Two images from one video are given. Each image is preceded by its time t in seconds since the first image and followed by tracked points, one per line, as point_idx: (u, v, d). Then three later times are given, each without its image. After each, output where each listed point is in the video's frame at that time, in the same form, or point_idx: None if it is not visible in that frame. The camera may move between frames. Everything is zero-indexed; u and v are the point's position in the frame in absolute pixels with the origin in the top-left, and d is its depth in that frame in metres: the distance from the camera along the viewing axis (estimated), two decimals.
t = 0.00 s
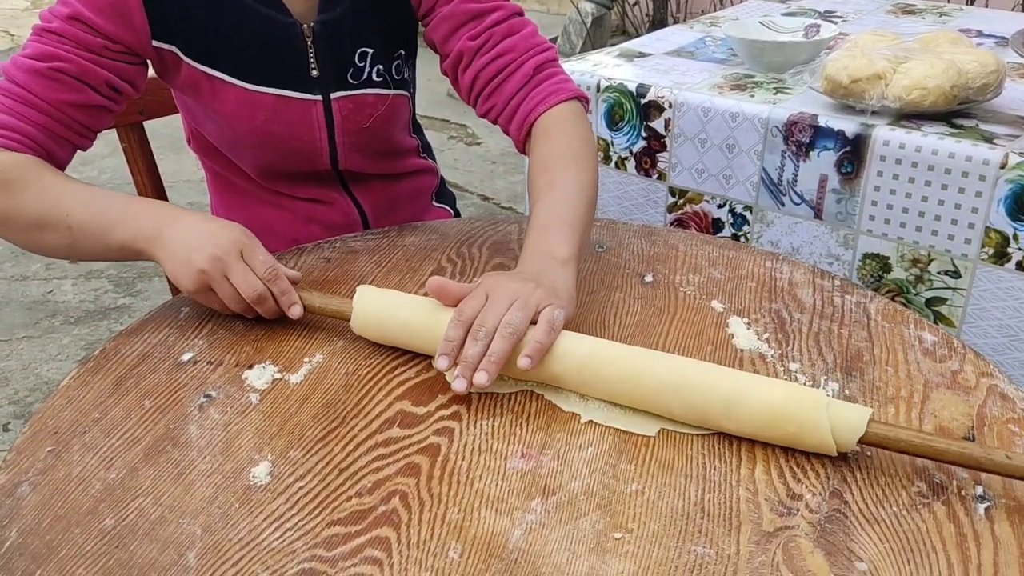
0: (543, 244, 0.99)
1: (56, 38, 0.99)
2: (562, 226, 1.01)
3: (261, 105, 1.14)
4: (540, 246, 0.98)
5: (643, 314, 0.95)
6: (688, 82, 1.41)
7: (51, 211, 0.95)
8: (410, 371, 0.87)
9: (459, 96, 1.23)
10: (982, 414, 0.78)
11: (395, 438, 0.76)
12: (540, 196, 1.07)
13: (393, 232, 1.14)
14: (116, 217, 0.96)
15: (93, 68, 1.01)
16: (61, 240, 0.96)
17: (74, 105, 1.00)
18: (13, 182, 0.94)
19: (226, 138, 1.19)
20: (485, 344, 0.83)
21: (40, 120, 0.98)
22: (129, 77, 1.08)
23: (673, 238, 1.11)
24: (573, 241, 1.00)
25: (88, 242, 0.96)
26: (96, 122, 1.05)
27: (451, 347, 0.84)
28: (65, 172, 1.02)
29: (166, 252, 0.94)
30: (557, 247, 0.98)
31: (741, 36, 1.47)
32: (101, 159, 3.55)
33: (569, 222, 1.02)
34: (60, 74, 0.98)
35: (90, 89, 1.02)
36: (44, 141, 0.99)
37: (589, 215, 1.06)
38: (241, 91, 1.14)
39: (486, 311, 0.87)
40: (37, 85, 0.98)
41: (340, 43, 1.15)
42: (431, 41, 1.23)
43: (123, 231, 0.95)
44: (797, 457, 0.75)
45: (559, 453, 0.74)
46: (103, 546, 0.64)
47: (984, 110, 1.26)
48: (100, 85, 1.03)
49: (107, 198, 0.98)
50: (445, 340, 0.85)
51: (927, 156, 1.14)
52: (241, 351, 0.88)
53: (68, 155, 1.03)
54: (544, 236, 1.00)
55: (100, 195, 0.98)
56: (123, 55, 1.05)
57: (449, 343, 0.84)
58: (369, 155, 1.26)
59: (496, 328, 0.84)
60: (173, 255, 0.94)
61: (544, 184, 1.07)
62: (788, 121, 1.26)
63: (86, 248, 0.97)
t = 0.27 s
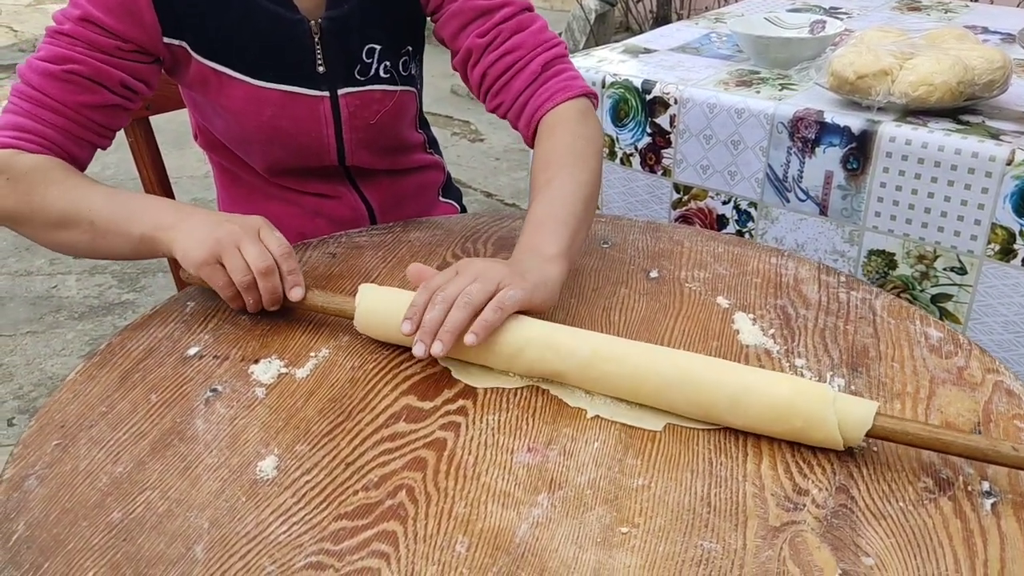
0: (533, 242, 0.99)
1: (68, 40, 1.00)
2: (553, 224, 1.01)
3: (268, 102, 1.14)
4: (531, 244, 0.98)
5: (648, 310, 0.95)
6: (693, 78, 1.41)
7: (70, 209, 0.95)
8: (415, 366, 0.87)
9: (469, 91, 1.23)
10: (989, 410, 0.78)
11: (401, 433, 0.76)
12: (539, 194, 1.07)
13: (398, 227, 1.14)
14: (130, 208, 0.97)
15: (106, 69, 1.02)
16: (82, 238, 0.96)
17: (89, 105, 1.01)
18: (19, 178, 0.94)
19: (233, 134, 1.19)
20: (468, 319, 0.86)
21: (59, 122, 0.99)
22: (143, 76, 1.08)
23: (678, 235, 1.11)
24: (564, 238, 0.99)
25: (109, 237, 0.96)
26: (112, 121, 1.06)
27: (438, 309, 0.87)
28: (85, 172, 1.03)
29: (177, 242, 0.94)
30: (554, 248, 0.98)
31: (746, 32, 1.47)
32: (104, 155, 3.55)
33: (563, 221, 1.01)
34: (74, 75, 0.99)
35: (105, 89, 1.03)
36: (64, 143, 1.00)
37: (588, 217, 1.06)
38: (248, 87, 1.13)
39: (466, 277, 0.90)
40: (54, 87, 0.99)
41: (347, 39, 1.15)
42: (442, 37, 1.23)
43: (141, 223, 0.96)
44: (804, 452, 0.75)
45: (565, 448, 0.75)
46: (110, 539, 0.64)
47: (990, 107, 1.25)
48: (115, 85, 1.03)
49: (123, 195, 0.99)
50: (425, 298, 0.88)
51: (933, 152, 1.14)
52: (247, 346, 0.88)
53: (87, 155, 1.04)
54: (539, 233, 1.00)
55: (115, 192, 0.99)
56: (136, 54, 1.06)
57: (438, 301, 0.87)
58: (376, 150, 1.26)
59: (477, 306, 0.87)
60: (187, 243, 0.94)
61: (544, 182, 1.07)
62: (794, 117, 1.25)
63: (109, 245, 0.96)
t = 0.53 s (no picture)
0: (512, 228, 0.98)
1: (71, 34, 1.00)
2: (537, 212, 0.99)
3: (269, 99, 1.14)
4: (510, 229, 0.98)
5: (651, 308, 0.95)
6: (695, 77, 1.41)
7: (74, 203, 0.95)
8: (418, 363, 0.87)
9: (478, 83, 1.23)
10: (992, 408, 0.79)
11: (405, 430, 0.76)
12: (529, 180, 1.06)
13: (401, 225, 1.14)
14: (134, 202, 0.97)
15: (109, 63, 1.02)
16: (85, 231, 0.96)
17: (93, 99, 1.01)
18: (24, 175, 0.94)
19: (234, 131, 1.19)
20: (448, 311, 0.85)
21: (62, 116, 0.99)
22: (146, 71, 1.09)
23: (681, 233, 1.12)
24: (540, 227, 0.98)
25: (111, 231, 0.96)
26: (115, 115, 1.06)
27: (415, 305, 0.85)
28: (89, 166, 1.03)
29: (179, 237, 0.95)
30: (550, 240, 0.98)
31: (748, 31, 1.47)
32: (106, 154, 3.55)
33: (542, 207, 1.00)
34: (78, 70, 0.99)
35: (107, 83, 1.03)
36: (67, 137, 1.00)
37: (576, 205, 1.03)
38: (249, 84, 1.13)
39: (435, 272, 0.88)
40: (58, 81, 0.99)
41: (348, 37, 1.14)
42: (446, 31, 1.23)
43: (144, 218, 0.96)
44: (806, 449, 0.75)
45: (569, 445, 0.75)
46: (116, 535, 0.64)
47: (991, 106, 1.25)
48: (118, 79, 1.04)
49: (127, 190, 0.99)
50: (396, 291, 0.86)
51: (934, 151, 1.14)
52: (252, 343, 0.89)
53: (91, 149, 1.04)
54: (517, 223, 0.98)
55: (120, 187, 0.99)
56: (139, 49, 1.06)
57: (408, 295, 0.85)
58: (376, 148, 1.26)
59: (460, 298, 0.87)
60: (190, 238, 0.94)
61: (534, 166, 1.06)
62: (796, 116, 1.25)
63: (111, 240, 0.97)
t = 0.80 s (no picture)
0: (512, 231, 0.97)
1: (73, 35, 0.99)
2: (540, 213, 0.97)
3: (270, 99, 1.14)
4: (511, 233, 0.97)
5: (652, 309, 0.95)
6: (695, 77, 1.41)
7: (69, 206, 0.94)
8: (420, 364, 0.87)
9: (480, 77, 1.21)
10: (992, 409, 0.79)
11: (405, 431, 0.77)
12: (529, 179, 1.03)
13: (401, 226, 1.15)
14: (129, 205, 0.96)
15: (111, 64, 1.01)
16: (82, 236, 0.95)
17: (94, 100, 1.01)
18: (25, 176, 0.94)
19: (235, 131, 1.19)
20: (455, 316, 0.84)
21: (62, 117, 0.99)
22: (147, 72, 1.08)
23: (681, 233, 1.12)
24: (544, 229, 0.96)
25: (108, 236, 0.95)
26: (117, 116, 1.06)
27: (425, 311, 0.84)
28: (89, 167, 1.03)
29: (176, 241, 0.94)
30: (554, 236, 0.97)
31: (749, 32, 1.47)
32: (106, 154, 3.55)
33: (542, 209, 0.98)
34: (79, 71, 0.99)
35: (108, 85, 1.03)
36: (67, 138, 0.99)
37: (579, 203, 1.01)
38: (249, 84, 1.13)
39: (439, 276, 0.87)
40: (58, 83, 0.99)
41: (348, 36, 1.14)
42: (446, 26, 1.21)
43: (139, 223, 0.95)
44: (806, 450, 0.76)
45: (569, 446, 0.75)
46: (116, 536, 0.64)
47: (992, 107, 1.25)
48: (119, 80, 1.03)
49: (122, 194, 0.97)
50: (401, 297, 0.85)
51: (935, 151, 1.14)
52: (252, 344, 0.89)
53: (91, 150, 1.04)
54: (519, 225, 0.97)
55: (116, 190, 0.98)
56: (141, 50, 1.05)
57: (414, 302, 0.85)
58: (376, 147, 1.26)
59: (466, 303, 0.86)
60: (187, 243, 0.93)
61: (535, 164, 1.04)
62: (796, 117, 1.25)
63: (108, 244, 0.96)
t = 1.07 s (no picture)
0: (514, 235, 0.97)
1: (71, 29, 0.99)
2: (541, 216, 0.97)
3: (270, 97, 1.13)
4: (514, 236, 0.96)
5: (652, 309, 0.95)
6: (697, 77, 1.41)
7: (59, 202, 0.94)
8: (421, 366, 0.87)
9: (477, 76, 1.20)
10: (993, 409, 0.78)
11: (405, 432, 0.76)
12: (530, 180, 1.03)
13: (402, 226, 1.14)
14: (122, 202, 0.96)
15: (107, 58, 1.01)
16: (72, 233, 0.96)
17: (88, 94, 1.01)
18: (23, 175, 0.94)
19: (235, 130, 1.19)
20: (460, 317, 0.84)
21: (55, 110, 0.98)
22: (142, 68, 1.08)
23: (682, 234, 1.11)
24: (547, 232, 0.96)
25: (101, 231, 0.95)
26: (109, 112, 1.05)
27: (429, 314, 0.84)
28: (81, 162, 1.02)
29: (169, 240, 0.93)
30: (558, 235, 0.97)
31: (751, 32, 1.47)
32: (107, 154, 3.55)
33: (545, 211, 0.98)
34: (74, 64, 0.99)
35: (103, 79, 1.02)
36: (59, 132, 0.99)
37: (581, 204, 1.01)
38: (249, 82, 1.13)
39: (443, 278, 0.87)
40: (53, 75, 0.98)
41: (348, 34, 1.14)
42: (443, 25, 1.20)
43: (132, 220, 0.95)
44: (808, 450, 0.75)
45: (569, 447, 0.75)
46: (115, 537, 0.64)
47: (994, 107, 1.25)
48: (114, 75, 1.03)
49: (113, 190, 0.97)
50: (405, 298, 0.85)
51: (937, 151, 1.14)
52: (252, 344, 0.88)
53: (82, 144, 1.04)
54: (521, 228, 0.97)
55: (107, 186, 0.97)
56: (136, 46, 1.06)
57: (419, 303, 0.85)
58: (376, 146, 1.25)
59: (471, 304, 0.86)
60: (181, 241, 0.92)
61: (536, 165, 1.04)
62: (798, 116, 1.25)
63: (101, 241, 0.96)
